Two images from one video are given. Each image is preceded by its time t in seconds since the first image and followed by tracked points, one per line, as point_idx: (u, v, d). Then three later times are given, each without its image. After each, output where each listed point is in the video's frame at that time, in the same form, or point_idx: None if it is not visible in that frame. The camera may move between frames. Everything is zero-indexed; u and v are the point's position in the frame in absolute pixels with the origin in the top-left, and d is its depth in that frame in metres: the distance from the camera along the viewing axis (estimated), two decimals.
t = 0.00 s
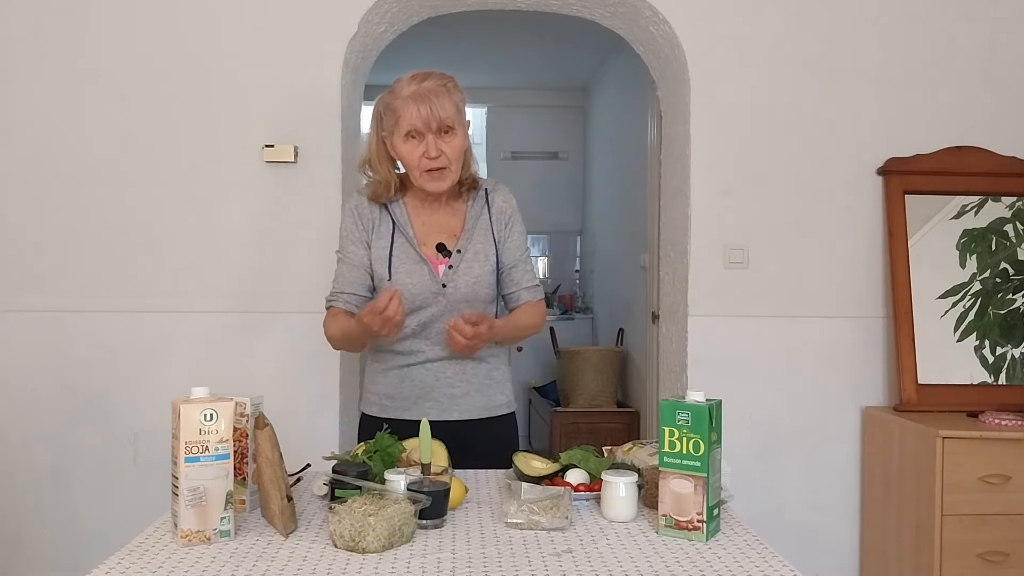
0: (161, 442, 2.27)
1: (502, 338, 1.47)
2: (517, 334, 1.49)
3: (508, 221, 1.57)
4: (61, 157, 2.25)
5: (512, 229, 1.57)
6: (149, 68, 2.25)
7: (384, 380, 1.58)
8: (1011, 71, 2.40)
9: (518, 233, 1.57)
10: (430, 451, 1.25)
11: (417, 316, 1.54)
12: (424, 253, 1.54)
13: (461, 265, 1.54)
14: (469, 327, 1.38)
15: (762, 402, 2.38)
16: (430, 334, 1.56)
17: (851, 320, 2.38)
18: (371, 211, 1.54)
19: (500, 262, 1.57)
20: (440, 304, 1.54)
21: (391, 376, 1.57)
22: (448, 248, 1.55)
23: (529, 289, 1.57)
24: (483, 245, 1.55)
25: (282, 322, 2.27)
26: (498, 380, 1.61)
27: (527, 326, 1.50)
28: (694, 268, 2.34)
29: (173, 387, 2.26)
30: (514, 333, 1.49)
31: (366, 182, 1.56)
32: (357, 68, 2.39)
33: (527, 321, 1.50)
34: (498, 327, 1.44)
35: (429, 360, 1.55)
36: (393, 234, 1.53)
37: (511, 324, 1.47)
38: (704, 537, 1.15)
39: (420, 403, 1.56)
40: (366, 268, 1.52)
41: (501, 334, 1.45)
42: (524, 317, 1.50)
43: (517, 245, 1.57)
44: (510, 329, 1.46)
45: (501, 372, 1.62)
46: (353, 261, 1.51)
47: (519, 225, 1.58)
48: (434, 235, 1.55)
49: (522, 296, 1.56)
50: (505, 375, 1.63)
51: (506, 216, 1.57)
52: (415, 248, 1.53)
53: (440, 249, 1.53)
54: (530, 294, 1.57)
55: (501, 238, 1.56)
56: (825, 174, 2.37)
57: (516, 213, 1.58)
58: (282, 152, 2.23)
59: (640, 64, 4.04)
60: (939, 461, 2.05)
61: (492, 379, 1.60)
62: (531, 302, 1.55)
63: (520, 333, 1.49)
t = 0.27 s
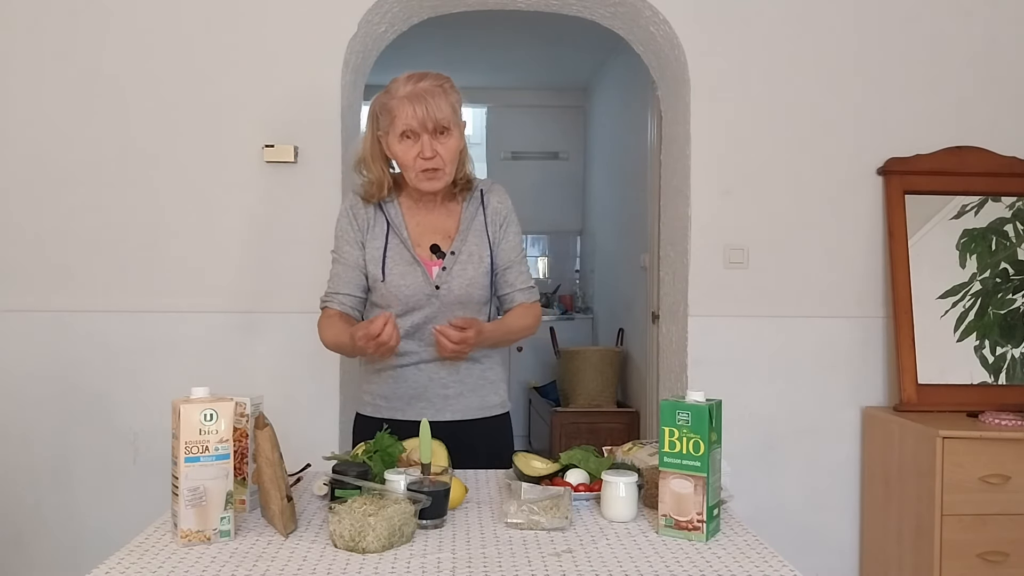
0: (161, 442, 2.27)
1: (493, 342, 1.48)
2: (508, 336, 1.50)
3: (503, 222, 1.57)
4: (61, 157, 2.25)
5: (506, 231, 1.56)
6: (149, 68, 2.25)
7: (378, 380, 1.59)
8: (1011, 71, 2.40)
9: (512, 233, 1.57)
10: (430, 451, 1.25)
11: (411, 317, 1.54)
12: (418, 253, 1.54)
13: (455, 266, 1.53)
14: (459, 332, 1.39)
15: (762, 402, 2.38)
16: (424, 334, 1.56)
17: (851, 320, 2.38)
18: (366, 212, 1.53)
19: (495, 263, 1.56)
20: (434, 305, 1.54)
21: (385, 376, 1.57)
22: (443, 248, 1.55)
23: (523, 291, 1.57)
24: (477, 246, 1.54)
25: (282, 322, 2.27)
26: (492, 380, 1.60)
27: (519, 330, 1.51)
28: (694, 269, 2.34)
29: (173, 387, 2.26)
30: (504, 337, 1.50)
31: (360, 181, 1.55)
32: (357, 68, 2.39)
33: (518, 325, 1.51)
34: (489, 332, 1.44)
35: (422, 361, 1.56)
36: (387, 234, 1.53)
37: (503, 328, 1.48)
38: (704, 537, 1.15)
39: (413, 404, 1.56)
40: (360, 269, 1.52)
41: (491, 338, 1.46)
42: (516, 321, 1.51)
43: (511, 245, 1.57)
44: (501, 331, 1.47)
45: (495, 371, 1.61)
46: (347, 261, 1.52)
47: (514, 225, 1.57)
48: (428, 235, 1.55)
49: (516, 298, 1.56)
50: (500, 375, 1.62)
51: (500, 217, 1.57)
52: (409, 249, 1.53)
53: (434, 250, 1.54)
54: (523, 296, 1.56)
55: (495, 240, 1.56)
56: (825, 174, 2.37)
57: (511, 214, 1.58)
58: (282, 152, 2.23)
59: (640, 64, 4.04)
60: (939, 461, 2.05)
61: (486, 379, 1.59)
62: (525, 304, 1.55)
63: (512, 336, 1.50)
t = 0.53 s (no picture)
0: (161, 442, 2.27)
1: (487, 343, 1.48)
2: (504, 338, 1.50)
3: (500, 222, 1.56)
4: (62, 157, 2.25)
5: (504, 231, 1.56)
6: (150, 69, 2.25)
7: (374, 380, 1.59)
8: (1011, 71, 2.40)
9: (509, 233, 1.57)
10: (430, 451, 1.25)
11: (406, 316, 1.55)
12: (414, 252, 1.54)
13: (451, 265, 1.54)
14: (451, 334, 1.38)
15: (762, 402, 2.38)
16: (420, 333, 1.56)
17: (851, 320, 2.38)
18: (363, 211, 1.54)
19: (491, 263, 1.56)
20: (430, 304, 1.54)
21: (381, 376, 1.58)
22: (439, 248, 1.55)
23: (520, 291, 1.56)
24: (474, 246, 1.55)
25: (282, 322, 2.27)
26: (487, 381, 1.60)
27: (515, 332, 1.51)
28: (694, 269, 2.34)
29: (173, 387, 2.27)
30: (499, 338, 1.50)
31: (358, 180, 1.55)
32: (357, 68, 2.39)
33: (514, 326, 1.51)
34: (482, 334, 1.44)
35: (418, 361, 1.56)
36: (384, 233, 1.53)
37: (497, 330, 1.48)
38: (704, 537, 1.15)
39: (409, 404, 1.56)
40: (356, 268, 1.53)
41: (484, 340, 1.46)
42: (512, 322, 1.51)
43: (508, 245, 1.56)
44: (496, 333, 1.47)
45: (491, 372, 1.61)
46: (343, 260, 1.52)
47: (511, 226, 1.57)
48: (425, 234, 1.55)
49: (513, 299, 1.56)
50: (496, 376, 1.62)
51: (498, 217, 1.56)
52: (405, 248, 1.53)
53: (430, 249, 1.54)
54: (521, 296, 1.56)
55: (492, 240, 1.56)
56: (825, 174, 2.37)
57: (508, 214, 1.57)
58: (282, 152, 2.23)
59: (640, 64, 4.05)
60: (939, 461, 2.05)
61: (481, 381, 1.59)
62: (522, 305, 1.55)
63: (507, 338, 1.50)
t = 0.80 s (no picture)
0: (161, 442, 2.27)
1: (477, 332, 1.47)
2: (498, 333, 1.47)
3: (494, 220, 1.56)
4: (62, 157, 2.25)
5: (499, 229, 1.56)
6: (149, 69, 2.25)
7: (370, 380, 1.59)
8: (1011, 71, 2.40)
9: (504, 231, 1.56)
10: (430, 451, 1.25)
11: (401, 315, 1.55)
12: (408, 251, 1.54)
13: (444, 264, 1.54)
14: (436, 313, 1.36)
15: (762, 402, 2.38)
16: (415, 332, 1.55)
17: (851, 320, 2.38)
18: (358, 210, 1.54)
19: (486, 262, 1.56)
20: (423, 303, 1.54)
21: (377, 375, 1.58)
22: (433, 246, 1.55)
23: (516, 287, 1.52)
24: (468, 245, 1.55)
25: (282, 322, 2.27)
26: (484, 382, 1.60)
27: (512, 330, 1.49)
28: (694, 269, 2.34)
29: (173, 387, 2.26)
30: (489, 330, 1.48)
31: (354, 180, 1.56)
32: (357, 68, 2.39)
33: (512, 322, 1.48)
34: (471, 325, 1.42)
35: (413, 361, 1.56)
36: (378, 233, 1.54)
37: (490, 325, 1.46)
38: (704, 537, 1.15)
39: (405, 404, 1.56)
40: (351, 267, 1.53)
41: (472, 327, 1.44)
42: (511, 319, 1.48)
43: (503, 243, 1.55)
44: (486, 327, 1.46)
45: (489, 373, 1.60)
46: (338, 258, 1.53)
47: (506, 224, 1.56)
48: (419, 233, 1.55)
49: (508, 296, 1.52)
50: (493, 376, 1.61)
51: (493, 216, 1.56)
52: (399, 247, 1.53)
53: (424, 247, 1.54)
54: (516, 292, 1.51)
55: (487, 239, 1.55)
56: (825, 174, 2.37)
57: (504, 212, 1.57)
58: (282, 152, 2.23)
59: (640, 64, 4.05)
60: (939, 461, 2.05)
61: (478, 381, 1.59)
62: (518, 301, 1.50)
63: (503, 333, 1.45)
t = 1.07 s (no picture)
0: (161, 442, 2.27)
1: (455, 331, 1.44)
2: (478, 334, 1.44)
3: (487, 220, 1.54)
4: (62, 157, 2.25)
5: (491, 229, 1.54)
6: (150, 69, 2.25)
7: (366, 379, 1.60)
8: (1012, 71, 2.40)
9: (497, 232, 1.53)
10: (430, 451, 1.25)
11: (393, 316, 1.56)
12: (400, 253, 1.55)
13: (435, 266, 1.54)
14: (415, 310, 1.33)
15: (762, 402, 2.38)
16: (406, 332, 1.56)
17: (851, 320, 2.38)
18: (353, 213, 1.56)
19: (478, 262, 1.54)
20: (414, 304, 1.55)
21: (373, 375, 1.59)
22: (425, 248, 1.55)
23: (506, 289, 1.49)
24: (460, 245, 1.54)
25: (282, 322, 2.27)
26: (479, 383, 1.58)
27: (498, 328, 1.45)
28: (694, 269, 2.34)
29: (173, 387, 2.26)
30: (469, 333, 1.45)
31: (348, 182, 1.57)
32: (357, 68, 2.39)
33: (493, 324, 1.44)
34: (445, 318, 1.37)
35: (406, 362, 1.56)
36: (371, 235, 1.55)
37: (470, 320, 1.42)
38: (704, 537, 1.15)
39: (399, 404, 1.57)
40: (346, 269, 1.56)
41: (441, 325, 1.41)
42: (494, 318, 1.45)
43: (494, 244, 1.53)
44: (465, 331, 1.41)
45: (485, 373, 1.59)
46: (333, 259, 1.56)
47: (500, 224, 1.54)
48: (412, 235, 1.56)
49: (497, 298, 1.50)
50: (490, 377, 1.60)
51: (486, 216, 1.54)
52: (390, 249, 1.54)
53: (415, 249, 1.54)
54: (505, 295, 1.49)
55: (479, 240, 1.54)
56: (825, 174, 2.37)
57: (498, 213, 1.55)
58: (282, 152, 2.23)
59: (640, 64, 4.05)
60: (939, 461, 2.05)
61: (472, 382, 1.57)
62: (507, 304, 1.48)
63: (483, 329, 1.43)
